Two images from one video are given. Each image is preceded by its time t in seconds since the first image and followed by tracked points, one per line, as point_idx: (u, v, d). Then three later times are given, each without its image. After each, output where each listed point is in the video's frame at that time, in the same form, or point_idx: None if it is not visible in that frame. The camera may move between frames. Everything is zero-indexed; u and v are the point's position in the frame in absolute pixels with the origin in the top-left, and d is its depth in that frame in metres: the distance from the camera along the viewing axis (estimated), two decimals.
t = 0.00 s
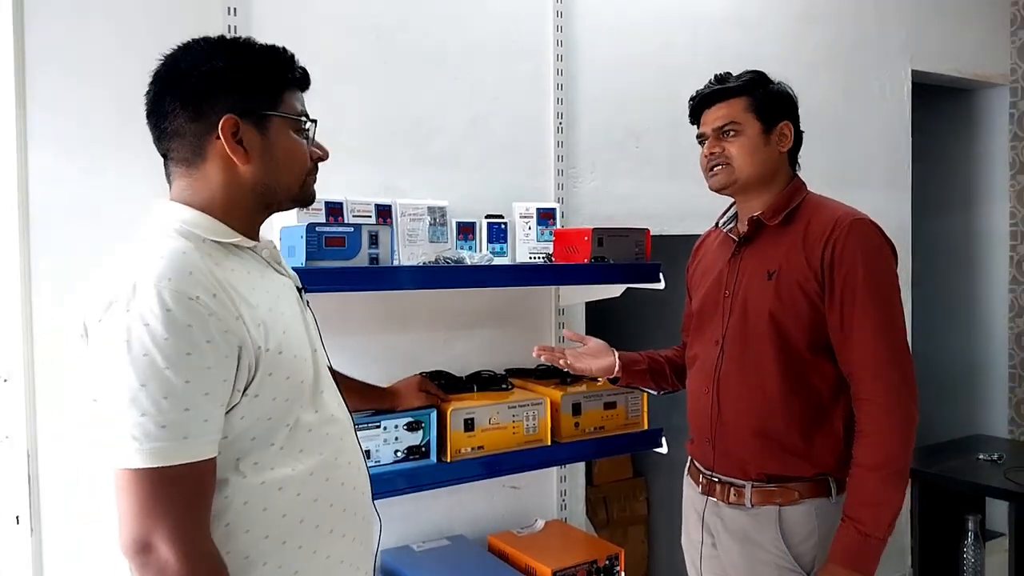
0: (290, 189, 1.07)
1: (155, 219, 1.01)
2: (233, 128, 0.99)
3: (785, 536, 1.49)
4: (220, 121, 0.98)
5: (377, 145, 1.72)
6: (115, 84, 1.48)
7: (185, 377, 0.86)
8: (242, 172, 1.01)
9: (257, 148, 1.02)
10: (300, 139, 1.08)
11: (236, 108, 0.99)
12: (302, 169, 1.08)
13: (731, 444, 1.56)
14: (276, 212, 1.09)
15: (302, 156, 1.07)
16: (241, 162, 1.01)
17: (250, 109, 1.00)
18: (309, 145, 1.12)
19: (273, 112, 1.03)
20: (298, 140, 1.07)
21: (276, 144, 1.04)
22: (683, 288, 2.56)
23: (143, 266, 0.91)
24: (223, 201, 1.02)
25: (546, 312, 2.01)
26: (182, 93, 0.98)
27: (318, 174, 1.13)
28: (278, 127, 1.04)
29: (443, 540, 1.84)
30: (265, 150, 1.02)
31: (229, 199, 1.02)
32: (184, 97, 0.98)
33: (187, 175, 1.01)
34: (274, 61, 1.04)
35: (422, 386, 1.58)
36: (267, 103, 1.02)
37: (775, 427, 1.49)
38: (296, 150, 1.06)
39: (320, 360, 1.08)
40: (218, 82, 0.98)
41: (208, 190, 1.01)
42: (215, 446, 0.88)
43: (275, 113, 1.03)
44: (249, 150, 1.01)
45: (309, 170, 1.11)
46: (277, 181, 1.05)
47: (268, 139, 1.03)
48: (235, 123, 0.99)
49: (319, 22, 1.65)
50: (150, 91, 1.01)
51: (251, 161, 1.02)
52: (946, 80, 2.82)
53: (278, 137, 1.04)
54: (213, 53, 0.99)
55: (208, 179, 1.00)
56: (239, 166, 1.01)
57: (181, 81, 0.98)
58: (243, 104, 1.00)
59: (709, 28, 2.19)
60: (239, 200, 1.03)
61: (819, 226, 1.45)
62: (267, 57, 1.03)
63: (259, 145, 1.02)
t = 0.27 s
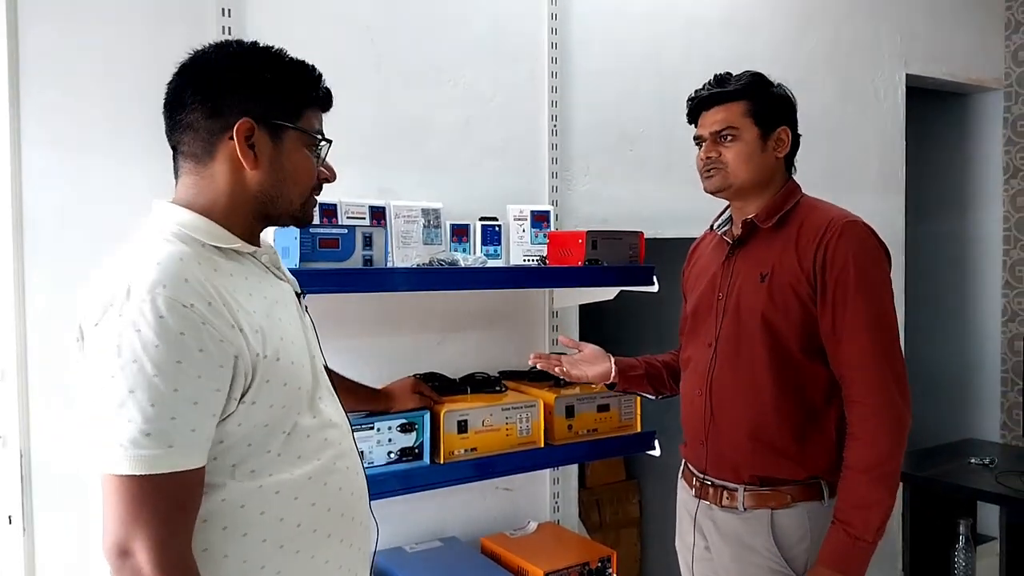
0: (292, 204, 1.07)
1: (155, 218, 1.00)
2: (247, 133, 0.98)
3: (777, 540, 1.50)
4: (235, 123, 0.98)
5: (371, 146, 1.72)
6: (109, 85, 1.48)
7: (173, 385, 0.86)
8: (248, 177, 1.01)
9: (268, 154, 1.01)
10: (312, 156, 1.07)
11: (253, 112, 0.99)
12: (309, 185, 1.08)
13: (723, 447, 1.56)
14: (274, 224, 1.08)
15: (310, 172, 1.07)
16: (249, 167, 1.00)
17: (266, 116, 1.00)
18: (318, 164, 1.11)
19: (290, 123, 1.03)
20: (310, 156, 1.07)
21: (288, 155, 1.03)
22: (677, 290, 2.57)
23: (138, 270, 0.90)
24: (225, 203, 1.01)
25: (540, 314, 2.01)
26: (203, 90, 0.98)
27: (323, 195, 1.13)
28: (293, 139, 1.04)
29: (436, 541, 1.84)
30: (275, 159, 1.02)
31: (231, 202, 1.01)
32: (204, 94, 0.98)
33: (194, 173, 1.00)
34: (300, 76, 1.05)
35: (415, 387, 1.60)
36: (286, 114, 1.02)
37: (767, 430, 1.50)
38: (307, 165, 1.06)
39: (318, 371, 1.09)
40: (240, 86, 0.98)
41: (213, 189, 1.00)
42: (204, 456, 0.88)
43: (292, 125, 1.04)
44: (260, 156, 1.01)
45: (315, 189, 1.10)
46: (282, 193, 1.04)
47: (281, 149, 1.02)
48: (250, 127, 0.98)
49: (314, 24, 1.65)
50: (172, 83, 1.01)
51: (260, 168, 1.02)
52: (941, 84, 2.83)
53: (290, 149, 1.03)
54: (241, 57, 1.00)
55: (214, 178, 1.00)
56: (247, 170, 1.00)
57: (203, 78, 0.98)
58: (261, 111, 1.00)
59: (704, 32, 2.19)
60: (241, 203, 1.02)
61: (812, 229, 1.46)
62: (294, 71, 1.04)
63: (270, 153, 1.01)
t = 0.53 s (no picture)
0: (312, 210, 1.09)
1: (171, 214, 1.01)
2: (273, 140, 0.99)
3: (777, 542, 1.50)
4: (263, 130, 0.99)
5: (371, 146, 1.73)
6: (112, 83, 1.49)
7: (197, 386, 0.87)
8: (271, 183, 1.02)
9: (293, 162, 1.03)
10: (333, 163, 1.09)
11: (280, 120, 1.00)
12: (328, 192, 1.09)
13: (723, 448, 1.57)
14: (290, 227, 1.10)
15: (330, 180, 1.09)
16: (273, 174, 1.01)
17: (294, 125, 1.01)
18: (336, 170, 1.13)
19: (314, 133, 1.04)
20: (331, 164, 1.08)
21: (311, 162, 1.05)
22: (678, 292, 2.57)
23: (164, 268, 0.91)
24: (246, 207, 1.02)
25: (539, 314, 2.02)
26: (232, 94, 0.98)
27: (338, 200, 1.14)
28: (316, 148, 1.05)
29: (435, 540, 1.85)
30: (299, 167, 1.03)
31: (251, 207, 1.02)
32: (232, 98, 0.98)
33: (215, 175, 1.01)
34: (326, 83, 1.06)
35: (415, 386, 1.62)
36: (311, 124, 1.04)
37: (767, 432, 1.50)
38: (328, 173, 1.08)
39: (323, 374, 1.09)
40: (271, 94, 0.99)
41: (234, 194, 1.01)
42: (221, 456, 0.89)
43: (316, 134, 1.05)
44: (285, 163, 1.02)
45: (332, 195, 1.12)
46: (302, 199, 1.06)
47: (305, 157, 1.04)
48: (277, 134, 0.99)
49: (315, 24, 1.66)
50: (198, 81, 1.00)
51: (283, 174, 1.03)
52: (942, 87, 2.83)
53: (314, 158, 1.05)
54: (272, 63, 1.01)
55: (237, 182, 1.01)
56: (271, 177, 1.01)
57: (233, 83, 0.98)
58: (289, 120, 1.01)
59: (705, 33, 2.19)
60: (262, 209, 1.03)
61: (816, 232, 1.46)
62: (319, 80, 1.05)
63: (294, 161, 1.02)
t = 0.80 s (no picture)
0: (310, 209, 1.09)
1: (173, 220, 1.01)
2: (266, 143, 1.00)
3: (780, 545, 1.49)
4: (256, 133, 0.99)
5: (372, 148, 1.74)
6: (115, 87, 1.50)
7: (204, 386, 0.87)
8: (267, 185, 1.03)
9: (287, 163, 1.03)
10: (327, 161, 1.09)
11: (272, 122, 1.01)
12: (325, 189, 1.10)
13: (727, 452, 1.56)
14: (291, 227, 1.11)
15: (325, 177, 1.09)
16: (269, 176, 1.02)
17: (287, 126, 1.02)
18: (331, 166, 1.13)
19: (305, 132, 1.05)
20: (325, 161, 1.09)
21: (305, 161, 1.05)
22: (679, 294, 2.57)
23: (166, 271, 0.92)
24: (244, 211, 1.03)
25: (541, 317, 2.02)
26: (221, 101, 0.99)
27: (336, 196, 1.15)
28: (309, 146, 1.06)
29: (436, 543, 1.85)
30: (293, 167, 1.04)
31: (249, 210, 1.03)
32: (221, 105, 0.98)
33: (211, 184, 1.02)
34: (310, 84, 1.06)
35: (417, 390, 1.62)
36: (301, 123, 1.04)
37: (773, 435, 1.49)
38: (323, 171, 1.08)
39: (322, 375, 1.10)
40: (259, 97, 1.00)
41: (232, 201, 1.02)
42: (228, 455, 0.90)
43: (309, 133, 1.05)
44: (279, 164, 1.03)
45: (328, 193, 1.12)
46: (299, 198, 1.07)
47: (299, 156, 1.04)
48: (269, 137, 1.00)
49: (317, 27, 1.67)
50: (187, 92, 1.01)
51: (279, 176, 1.03)
52: (944, 89, 2.83)
53: (308, 156, 1.06)
54: (259, 67, 1.01)
55: (234, 187, 1.01)
56: (267, 179, 1.02)
57: (220, 90, 0.99)
58: (280, 121, 1.01)
59: (705, 36, 2.20)
60: (261, 212, 1.04)
61: (822, 234, 1.46)
62: (305, 78, 1.05)
63: (289, 161, 1.03)
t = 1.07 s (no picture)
0: (304, 209, 1.11)
1: (172, 219, 1.00)
2: (270, 142, 1.01)
3: (785, 548, 1.50)
4: (260, 133, 1.01)
5: (381, 149, 1.74)
6: (125, 86, 1.50)
7: (203, 378, 0.88)
8: (268, 184, 1.04)
9: (287, 163, 1.05)
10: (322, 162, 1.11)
11: (275, 123, 1.02)
12: (319, 190, 1.12)
13: (733, 453, 1.56)
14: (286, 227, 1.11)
15: (320, 178, 1.11)
16: (271, 174, 1.03)
17: (289, 127, 1.04)
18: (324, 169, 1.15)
19: (304, 134, 1.06)
20: (320, 163, 1.10)
21: (303, 162, 1.07)
22: (685, 296, 2.57)
23: (164, 268, 0.92)
24: (245, 208, 1.03)
25: (546, 318, 2.02)
26: (224, 101, 0.99)
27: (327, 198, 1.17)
28: (308, 147, 1.08)
29: (440, 543, 1.85)
30: (293, 167, 1.05)
31: (250, 207, 1.03)
32: (224, 104, 0.99)
33: (212, 180, 1.02)
34: (308, 88, 1.07)
35: (422, 390, 1.63)
36: (301, 125, 1.06)
37: (779, 437, 1.49)
38: (318, 172, 1.10)
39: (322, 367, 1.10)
40: (262, 98, 1.01)
41: (233, 197, 1.02)
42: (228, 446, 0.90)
43: (307, 135, 1.07)
44: (280, 163, 1.04)
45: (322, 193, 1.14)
46: (295, 197, 1.08)
47: (298, 157, 1.06)
48: (272, 137, 1.01)
49: (327, 27, 1.68)
50: (188, 92, 1.02)
51: (279, 175, 1.04)
52: (953, 92, 2.82)
53: (306, 157, 1.07)
54: (261, 69, 1.03)
55: (236, 184, 1.02)
56: (268, 177, 1.03)
57: (224, 90, 1.00)
58: (282, 122, 1.03)
59: (714, 38, 2.20)
60: (260, 210, 1.05)
61: (828, 237, 1.46)
62: (304, 82, 1.07)
63: (289, 160, 1.04)
